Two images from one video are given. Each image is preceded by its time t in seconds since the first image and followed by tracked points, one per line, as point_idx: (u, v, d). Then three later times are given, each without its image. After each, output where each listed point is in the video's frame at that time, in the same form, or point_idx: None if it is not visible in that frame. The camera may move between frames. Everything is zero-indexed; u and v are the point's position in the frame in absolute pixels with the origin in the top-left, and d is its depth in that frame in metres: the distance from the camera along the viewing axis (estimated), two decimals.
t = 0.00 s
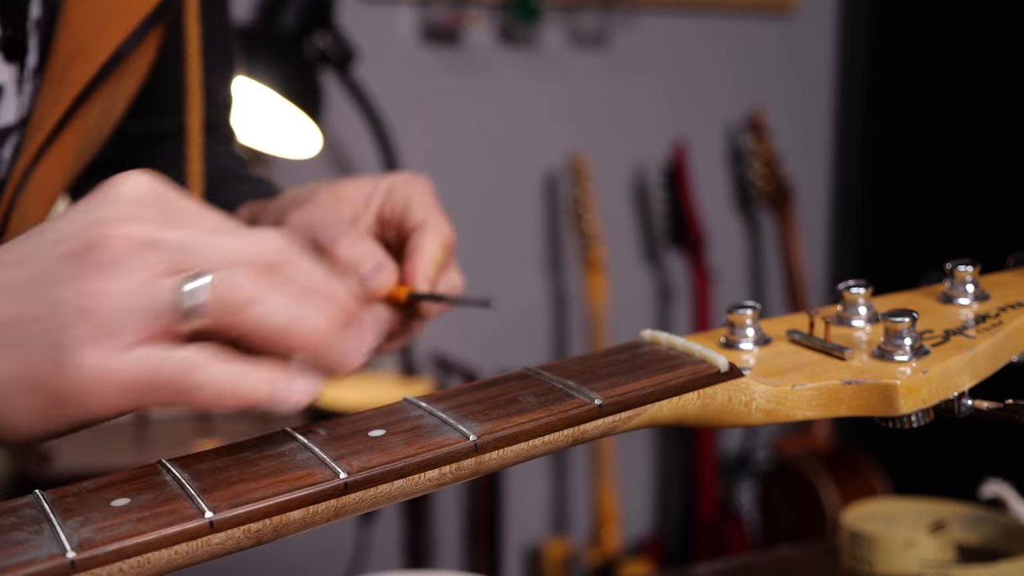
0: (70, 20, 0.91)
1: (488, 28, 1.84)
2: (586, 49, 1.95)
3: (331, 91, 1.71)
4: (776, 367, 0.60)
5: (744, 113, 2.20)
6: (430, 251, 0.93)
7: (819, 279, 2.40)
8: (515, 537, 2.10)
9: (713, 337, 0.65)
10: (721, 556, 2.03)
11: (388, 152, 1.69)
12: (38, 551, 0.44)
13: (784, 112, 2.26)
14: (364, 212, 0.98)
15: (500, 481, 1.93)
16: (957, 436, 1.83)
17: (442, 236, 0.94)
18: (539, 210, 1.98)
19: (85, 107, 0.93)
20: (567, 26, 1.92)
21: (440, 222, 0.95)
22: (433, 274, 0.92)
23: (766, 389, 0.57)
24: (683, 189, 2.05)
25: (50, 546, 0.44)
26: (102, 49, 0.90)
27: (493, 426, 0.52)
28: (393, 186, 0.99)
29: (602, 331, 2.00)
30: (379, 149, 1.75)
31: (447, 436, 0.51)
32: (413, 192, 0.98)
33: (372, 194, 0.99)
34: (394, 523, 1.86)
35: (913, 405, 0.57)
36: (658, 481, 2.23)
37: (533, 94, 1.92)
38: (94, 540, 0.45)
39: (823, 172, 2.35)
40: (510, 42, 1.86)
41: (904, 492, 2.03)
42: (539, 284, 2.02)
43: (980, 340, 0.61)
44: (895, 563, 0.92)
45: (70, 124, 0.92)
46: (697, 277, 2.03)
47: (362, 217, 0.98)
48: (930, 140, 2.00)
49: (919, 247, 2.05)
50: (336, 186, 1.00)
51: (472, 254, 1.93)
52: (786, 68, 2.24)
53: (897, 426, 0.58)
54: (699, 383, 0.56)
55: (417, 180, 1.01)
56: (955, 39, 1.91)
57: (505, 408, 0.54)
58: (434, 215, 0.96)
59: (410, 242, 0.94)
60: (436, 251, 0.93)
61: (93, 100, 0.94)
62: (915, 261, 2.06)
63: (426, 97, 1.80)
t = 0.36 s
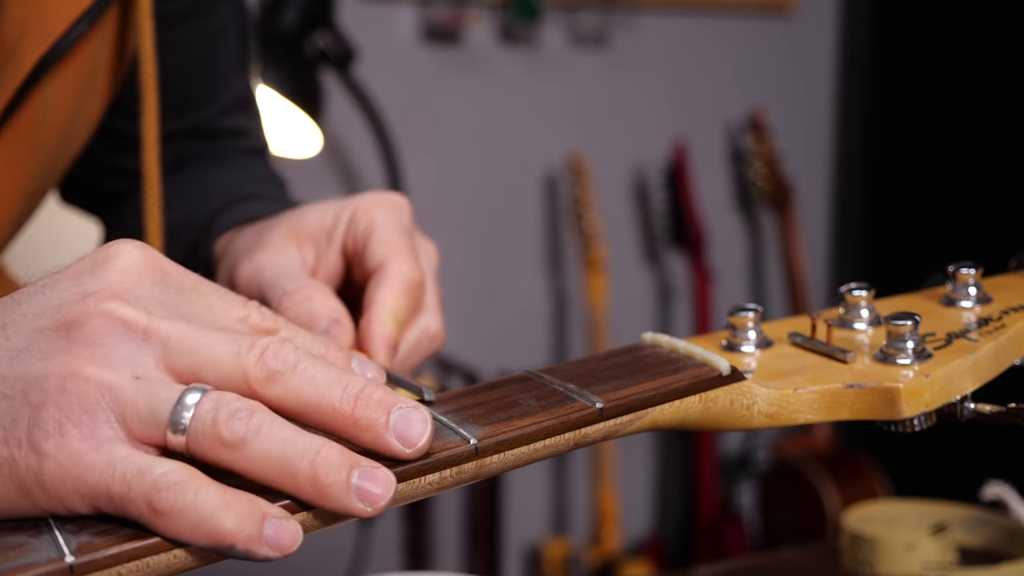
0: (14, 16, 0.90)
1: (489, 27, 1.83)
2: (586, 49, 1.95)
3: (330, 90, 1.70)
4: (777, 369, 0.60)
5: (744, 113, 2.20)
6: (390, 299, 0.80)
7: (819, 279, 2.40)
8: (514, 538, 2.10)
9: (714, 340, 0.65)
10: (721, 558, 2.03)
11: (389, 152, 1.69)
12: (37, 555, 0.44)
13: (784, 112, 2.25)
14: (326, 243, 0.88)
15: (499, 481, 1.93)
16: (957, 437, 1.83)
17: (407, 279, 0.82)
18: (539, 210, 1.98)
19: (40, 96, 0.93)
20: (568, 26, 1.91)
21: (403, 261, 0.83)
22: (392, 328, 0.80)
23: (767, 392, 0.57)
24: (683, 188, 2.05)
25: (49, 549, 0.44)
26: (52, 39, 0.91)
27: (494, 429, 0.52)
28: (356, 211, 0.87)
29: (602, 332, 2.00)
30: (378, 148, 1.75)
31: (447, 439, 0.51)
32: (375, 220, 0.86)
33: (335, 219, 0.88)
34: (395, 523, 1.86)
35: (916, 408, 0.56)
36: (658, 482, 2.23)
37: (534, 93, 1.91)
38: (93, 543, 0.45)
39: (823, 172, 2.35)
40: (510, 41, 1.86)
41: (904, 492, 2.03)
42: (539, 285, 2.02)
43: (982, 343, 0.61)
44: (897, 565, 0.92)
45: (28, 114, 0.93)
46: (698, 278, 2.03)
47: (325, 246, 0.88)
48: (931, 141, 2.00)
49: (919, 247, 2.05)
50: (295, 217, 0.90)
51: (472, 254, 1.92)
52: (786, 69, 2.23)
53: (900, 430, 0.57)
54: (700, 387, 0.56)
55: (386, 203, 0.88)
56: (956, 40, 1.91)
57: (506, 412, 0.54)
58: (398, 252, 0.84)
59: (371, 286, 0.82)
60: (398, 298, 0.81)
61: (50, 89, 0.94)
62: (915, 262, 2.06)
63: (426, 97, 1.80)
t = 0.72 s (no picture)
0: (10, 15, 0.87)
1: (493, 28, 1.83)
2: (591, 49, 1.94)
3: (335, 90, 1.70)
4: (792, 370, 0.60)
5: (748, 114, 2.20)
6: (384, 302, 0.79)
7: (823, 280, 2.40)
8: (517, 538, 2.09)
9: (728, 340, 0.64)
10: (724, 560, 2.03)
11: (393, 152, 1.68)
12: (54, 553, 0.43)
13: (788, 113, 2.25)
14: (318, 243, 0.86)
15: (502, 483, 1.93)
16: (961, 438, 1.83)
17: (401, 280, 0.81)
18: (544, 211, 1.98)
19: (39, 99, 0.92)
20: (572, 26, 1.91)
21: (397, 261, 0.82)
22: (387, 330, 0.79)
23: (782, 392, 0.57)
24: (687, 189, 2.05)
25: (67, 547, 0.44)
26: (48, 41, 0.89)
27: (510, 428, 0.52)
28: (348, 210, 0.85)
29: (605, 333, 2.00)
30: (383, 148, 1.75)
31: (465, 438, 0.51)
32: (367, 220, 0.84)
33: (327, 219, 0.86)
34: (398, 523, 1.86)
35: (931, 409, 0.56)
36: (661, 483, 2.22)
37: (538, 94, 1.91)
38: (111, 541, 0.44)
39: (827, 173, 2.34)
40: (515, 42, 1.86)
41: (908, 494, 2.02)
42: (543, 286, 2.02)
43: (996, 344, 0.61)
44: (907, 566, 0.93)
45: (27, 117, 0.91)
46: (702, 278, 2.03)
47: (317, 246, 0.86)
48: (934, 143, 2.00)
49: (923, 249, 2.05)
50: (285, 218, 0.88)
51: (475, 255, 1.92)
52: (790, 71, 2.23)
53: (915, 431, 0.57)
54: (716, 387, 0.56)
55: (377, 202, 0.86)
56: (959, 41, 1.91)
57: (522, 411, 0.54)
58: (390, 252, 0.83)
59: (364, 288, 0.81)
60: (392, 300, 0.80)
61: (49, 91, 0.92)
62: (919, 263, 2.06)
63: (430, 97, 1.80)
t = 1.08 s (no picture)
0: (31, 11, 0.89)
1: (503, 25, 1.83)
2: (600, 47, 1.94)
3: (346, 87, 1.70)
4: (817, 366, 0.60)
5: (757, 112, 2.19)
6: (387, 294, 0.78)
7: (831, 278, 2.39)
8: (525, 535, 2.10)
9: (752, 337, 0.65)
10: (732, 557, 2.03)
11: (405, 151, 1.69)
12: (88, 545, 0.42)
13: (797, 111, 2.25)
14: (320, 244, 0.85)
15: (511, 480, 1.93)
16: (973, 437, 1.82)
17: (400, 269, 0.80)
18: (553, 209, 1.99)
19: (59, 95, 0.93)
20: (581, 24, 1.91)
21: (394, 250, 0.80)
22: (398, 323, 0.78)
23: (808, 388, 0.57)
24: (696, 187, 2.05)
25: (100, 539, 0.43)
26: (68, 35, 0.89)
27: (539, 423, 0.52)
28: (339, 202, 0.84)
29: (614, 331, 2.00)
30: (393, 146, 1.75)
31: (494, 433, 0.51)
32: (359, 209, 0.82)
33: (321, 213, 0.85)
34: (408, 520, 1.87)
35: (956, 405, 0.57)
36: (669, 480, 2.23)
37: (548, 92, 1.91)
38: (145, 533, 0.43)
39: (836, 172, 2.34)
40: (524, 40, 1.86)
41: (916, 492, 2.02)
42: (552, 283, 2.02)
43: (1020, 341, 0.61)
44: (923, 563, 0.93)
45: (47, 112, 0.93)
46: (711, 276, 2.03)
47: (319, 246, 0.85)
48: (943, 141, 2.00)
49: (932, 247, 2.04)
50: (283, 223, 0.88)
51: (485, 252, 1.92)
52: (799, 70, 2.23)
53: (939, 427, 0.57)
54: (743, 382, 0.56)
55: (368, 187, 0.84)
56: (969, 38, 1.91)
57: (550, 406, 0.54)
58: (387, 241, 0.81)
59: (366, 284, 0.79)
60: (395, 292, 0.78)
61: (69, 86, 0.94)
62: (929, 261, 2.06)
63: (440, 95, 1.80)
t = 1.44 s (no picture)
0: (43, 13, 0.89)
1: (505, 23, 1.83)
2: (602, 45, 1.94)
3: (349, 86, 1.70)
4: (825, 363, 0.60)
5: (759, 109, 2.20)
6: (390, 284, 0.78)
7: (833, 276, 2.39)
8: (528, 533, 2.10)
9: (760, 333, 0.65)
10: (735, 554, 2.03)
11: (408, 149, 1.69)
12: (101, 541, 0.42)
13: (800, 108, 2.25)
14: (323, 233, 0.86)
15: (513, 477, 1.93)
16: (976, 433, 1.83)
17: (403, 259, 0.80)
18: (555, 206, 1.99)
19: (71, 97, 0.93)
20: (584, 22, 1.91)
21: (395, 239, 0.80)
22: (401, 313, 0.77)
23: (817, 385, 0.57)
24: (698, 184, 2.05)
25: (113, 535, 0.43)
26: (83, 37, 0.90)
27: (549, 419, 0.52)
28: (339, 191, 0.85)
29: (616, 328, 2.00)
30: (395, 143, 1.75)
31: (504, 429, 0.51)
32: (359, 199, 0.82)
33: (322, 202, 0.86)
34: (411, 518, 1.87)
35: (964, 401, 0.57)
36: (671, 478, 2.23)
37: (549, 90, 1.91)
38: (157, 529, 0.43)
39: (838, 170, 2.34)
40: (527, 37, 1.86)
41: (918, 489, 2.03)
42: (554, 280, 2.02)
43: None
44: (928, 559, 0.93)
45: (59, 113, 0.93)
46: (713, 272, 2.03)
47: (321, 236, 0.86)
48: (946, 138, 2.00)
49: (935, 245, 2.05)
50: (283, 215, 0.88)
51: (487, 250, 1.93)
52: (802, 68, 2.23)
53: (947, 423, 0.58)
54: (752, 377, 0.57)
55: (366, 176, 0.84)
56: (971, 35, 1.91)
57: (559, 402, 0.54)
58: (386, 230, 0.81)
59: (369, 274, 0.79)
60: (398, 282, 0.79)
61: (82, 88, 0.94)
62: (931, 258, 2.06)
63: (443, 93, 1.80)
